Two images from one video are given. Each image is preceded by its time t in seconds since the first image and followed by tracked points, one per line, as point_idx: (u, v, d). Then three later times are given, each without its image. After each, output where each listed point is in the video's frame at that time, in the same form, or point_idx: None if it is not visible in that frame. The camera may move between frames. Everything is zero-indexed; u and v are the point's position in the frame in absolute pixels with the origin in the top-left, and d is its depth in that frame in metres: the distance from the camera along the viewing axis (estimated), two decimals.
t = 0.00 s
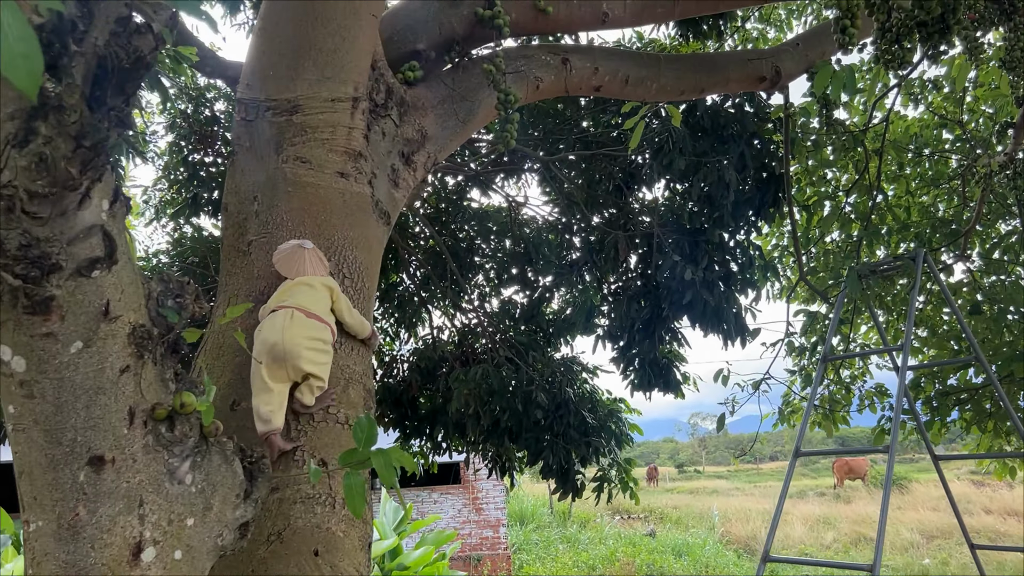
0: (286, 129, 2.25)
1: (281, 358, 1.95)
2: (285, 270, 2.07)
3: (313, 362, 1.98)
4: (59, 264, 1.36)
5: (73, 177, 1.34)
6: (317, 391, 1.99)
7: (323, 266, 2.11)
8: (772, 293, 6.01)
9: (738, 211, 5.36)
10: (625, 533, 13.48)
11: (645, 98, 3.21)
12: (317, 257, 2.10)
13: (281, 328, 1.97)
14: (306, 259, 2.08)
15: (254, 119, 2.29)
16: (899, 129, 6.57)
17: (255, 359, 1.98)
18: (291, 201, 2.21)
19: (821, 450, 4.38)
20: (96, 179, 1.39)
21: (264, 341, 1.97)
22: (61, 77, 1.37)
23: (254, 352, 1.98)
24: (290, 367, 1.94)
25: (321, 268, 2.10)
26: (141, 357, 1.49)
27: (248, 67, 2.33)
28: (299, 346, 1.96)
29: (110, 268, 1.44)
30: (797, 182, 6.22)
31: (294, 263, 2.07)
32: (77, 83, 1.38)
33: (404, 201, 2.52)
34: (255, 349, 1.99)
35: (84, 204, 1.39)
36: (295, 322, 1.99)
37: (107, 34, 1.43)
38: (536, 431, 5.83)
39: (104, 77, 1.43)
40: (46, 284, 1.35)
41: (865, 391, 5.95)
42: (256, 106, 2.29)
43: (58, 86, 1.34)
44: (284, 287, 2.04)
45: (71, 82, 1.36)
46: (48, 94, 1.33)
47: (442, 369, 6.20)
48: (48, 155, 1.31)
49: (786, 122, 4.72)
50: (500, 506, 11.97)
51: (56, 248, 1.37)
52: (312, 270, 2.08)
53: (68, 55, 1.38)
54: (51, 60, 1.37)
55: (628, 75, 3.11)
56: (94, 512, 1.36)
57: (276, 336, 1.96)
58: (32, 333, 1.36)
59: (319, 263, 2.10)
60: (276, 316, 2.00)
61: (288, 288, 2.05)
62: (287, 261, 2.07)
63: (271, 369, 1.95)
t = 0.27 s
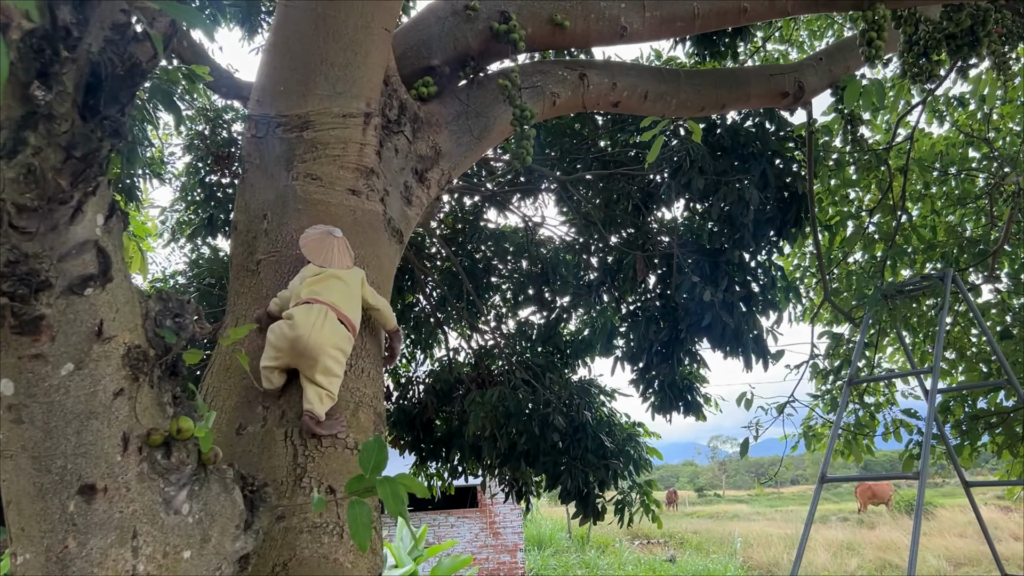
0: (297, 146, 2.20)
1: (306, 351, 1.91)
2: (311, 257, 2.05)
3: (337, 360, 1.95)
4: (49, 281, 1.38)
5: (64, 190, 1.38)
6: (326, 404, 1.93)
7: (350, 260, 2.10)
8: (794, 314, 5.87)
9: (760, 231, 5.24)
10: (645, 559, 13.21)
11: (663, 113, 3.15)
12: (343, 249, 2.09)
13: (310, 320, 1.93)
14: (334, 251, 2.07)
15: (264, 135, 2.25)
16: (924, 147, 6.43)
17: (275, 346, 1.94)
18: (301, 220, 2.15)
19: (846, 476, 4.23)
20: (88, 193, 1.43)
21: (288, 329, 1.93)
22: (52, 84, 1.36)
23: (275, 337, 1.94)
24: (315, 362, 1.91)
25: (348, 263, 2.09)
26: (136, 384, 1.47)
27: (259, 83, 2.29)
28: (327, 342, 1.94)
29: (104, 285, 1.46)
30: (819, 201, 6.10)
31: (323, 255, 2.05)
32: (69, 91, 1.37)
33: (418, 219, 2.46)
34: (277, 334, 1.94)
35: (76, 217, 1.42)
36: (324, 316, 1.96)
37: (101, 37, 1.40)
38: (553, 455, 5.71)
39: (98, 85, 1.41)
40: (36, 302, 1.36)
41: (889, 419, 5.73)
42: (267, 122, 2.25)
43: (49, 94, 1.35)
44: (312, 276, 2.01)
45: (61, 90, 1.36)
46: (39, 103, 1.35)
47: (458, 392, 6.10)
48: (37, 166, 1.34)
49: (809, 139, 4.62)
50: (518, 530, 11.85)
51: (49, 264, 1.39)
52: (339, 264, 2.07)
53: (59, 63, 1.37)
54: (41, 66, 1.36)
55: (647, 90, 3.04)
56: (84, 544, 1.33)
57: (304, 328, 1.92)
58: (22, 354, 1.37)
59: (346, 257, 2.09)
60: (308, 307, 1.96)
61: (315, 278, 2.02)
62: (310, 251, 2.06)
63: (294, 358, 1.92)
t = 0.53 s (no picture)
0: (299, 160, 2.15)
1: (301, 355, 1.86)
2: (310, 264, 2.02)
3: (333, 365, 1.89)
4: (20, 295, 1.49)
5: (32, 199, 1.54)
6: (323, 415, 1.86)
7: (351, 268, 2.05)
8: (815, 334, 5.72)
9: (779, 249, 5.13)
10: None
11: (677, 126, 3.08)
12: (347, 254, 2.04)
13: (305, 324, 1.89)
14: (337, 258, 2.03)
15: (266, 150, 2.20)
16: (949, 163, 6.28)
17: (270, 352, 1.89)
18: (301, 235, 2.09)
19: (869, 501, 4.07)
20: (58, 203, 1.57)
21: (282, 333, 1.89)
22: (25, 94, 1.54)
23: (270, 344, 1.89)
24: (310, 369, 1.85)
25: (346, 271, 2.04)
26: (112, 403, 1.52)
27: (262, 97, 2.25)
28: (322, 346, 1.88)
29: (78, 300, 1.56)
30: (840, 219, 5.97)
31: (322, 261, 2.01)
32: (36, 95, 1.56)
33: (423, 235, 2.39)
34: (271, 340, 1.90)
35: (48, 230, 1.55)
36: (319, 320, 1.91)
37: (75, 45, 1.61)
38: (569, 477, 5.62)
39: (70, 92, 1.60)
40: (8, 316, 1.47)
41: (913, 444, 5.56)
42: (269, 136, 2.20)
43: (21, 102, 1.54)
44: (308, 281, 1.97)
45: (31, 96, 1.55)
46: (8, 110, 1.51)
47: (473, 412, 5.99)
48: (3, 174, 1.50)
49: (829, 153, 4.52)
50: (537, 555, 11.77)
51: (18, 277, 1.50)
52: (337, 272, 2.02)
53: (27, 67, 1.56)
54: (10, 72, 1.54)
55: (660, 103, 2.98)
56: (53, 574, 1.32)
57: (298, 331, 1.87)
58: None
59: (346, 265, 2.04)
60: (302, 311, 1.91)
61: (309, 283, 1.98)
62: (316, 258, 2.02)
63: (288, 364, 1.87)
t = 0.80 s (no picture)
0: (288, 169, 2.09)
1: (272, 376, 1.79)
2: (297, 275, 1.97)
3: (308, 382, 1.82)
4: None
5: None
6: (303, 435, 1.78)
7: (337, 271, 1.97)
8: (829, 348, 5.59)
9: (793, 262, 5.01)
10: None
11: (683, 135, 2.99)
12: (332, 258, 1.97)
13: (276, 344, 1.83)
14: (320, 265, 1.96)
15: (256, 159, 2.14)
16: (965, 175, 6.16)
17: (245, 376, 1.83)
18: (290, 246, 2.03)
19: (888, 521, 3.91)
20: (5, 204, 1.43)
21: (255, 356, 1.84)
22: None
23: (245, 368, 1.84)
24: (283, 389, 1.78)
25: (331, 278, 1.96)
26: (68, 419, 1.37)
27: (251, 106, 2.19)
28: (294, 364, 1.81)
29: (29, 310, 1.41)
30: (854, 233, 5.85)
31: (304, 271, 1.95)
32: None
33: (418, 246, 2.32)
34: (246, 365, 1.85)
35: None
36: (291, 337, 1.85)
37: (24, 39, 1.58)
38: (577, 496, 5.48)
39: (17, 87, 1.56)
40: None
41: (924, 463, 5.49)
42: (258, 145, 2.14)
43: None
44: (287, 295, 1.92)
45: None
46: None
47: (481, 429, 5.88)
48: None
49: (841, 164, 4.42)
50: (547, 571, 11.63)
51: None
52: (320, 280, 1.95)
53: None
54: None
55: (665, 111, 2.90)
56: None
57: (268, 353, 1.83)
58: None
59: (331, 271, 1.97)
60: (274, 331, 1.87)
61: (287, 300, 1.92)
62: (306, 262, 1.96)
63: (261, 387, 1.81)
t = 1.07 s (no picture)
0: (274, 174, 2.04)
1: (252, 388, 1.72)
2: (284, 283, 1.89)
3: (289, 395, 1.75)
4: None
5: None
6: (284, 449, 1.71)
7: (323, 282, 1.89)
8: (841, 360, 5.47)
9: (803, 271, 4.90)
10: None
11: (685, 141, 2.92)
12: (317, 267, 1.89)
13: (257, 354, 1.76)
14: (308, 273, 1.88)
15: (243, 164, 2.08)
16: (979, 183, 6.03)
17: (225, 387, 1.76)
18: (275, 254, 1.97)
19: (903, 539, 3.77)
20: None
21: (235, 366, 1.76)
22: None
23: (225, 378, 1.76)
24: (263, 401, 1.71)
25: (320, 288, 1.88)
26: (17, 431, 1.31)
27: (238, 110, 2.14)
28: (275, 376, 1.74)
29: None
30: (865, 242, 5.74)
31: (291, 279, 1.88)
32: None
33: (410, 254, 2.25)
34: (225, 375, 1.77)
35: None
36: (273, 347, 1.78)
37: None
38: (586, 511, 5.39)
39: None
40: None
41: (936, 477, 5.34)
42: (245, 149, 2.09)
43: None
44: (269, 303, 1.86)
45: None
46: None
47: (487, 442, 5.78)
48: None
49: (851, 171, 4.32)
50: None
51: None
52: (308, 289, 1.87)
53: None
54: None
55: (666, 116, 2.83)
56: None
57: (248, 363, 1.74)
58: None
59: (319, 281, 1.89)
60: (255, 340, 1.80)
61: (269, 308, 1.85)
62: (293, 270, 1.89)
63: (240, 399, 1.73)
